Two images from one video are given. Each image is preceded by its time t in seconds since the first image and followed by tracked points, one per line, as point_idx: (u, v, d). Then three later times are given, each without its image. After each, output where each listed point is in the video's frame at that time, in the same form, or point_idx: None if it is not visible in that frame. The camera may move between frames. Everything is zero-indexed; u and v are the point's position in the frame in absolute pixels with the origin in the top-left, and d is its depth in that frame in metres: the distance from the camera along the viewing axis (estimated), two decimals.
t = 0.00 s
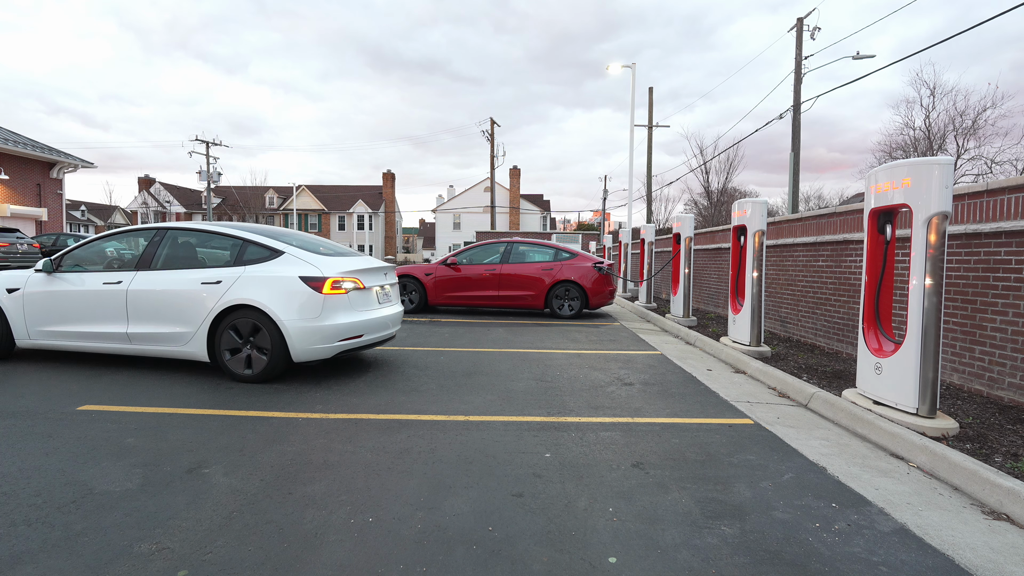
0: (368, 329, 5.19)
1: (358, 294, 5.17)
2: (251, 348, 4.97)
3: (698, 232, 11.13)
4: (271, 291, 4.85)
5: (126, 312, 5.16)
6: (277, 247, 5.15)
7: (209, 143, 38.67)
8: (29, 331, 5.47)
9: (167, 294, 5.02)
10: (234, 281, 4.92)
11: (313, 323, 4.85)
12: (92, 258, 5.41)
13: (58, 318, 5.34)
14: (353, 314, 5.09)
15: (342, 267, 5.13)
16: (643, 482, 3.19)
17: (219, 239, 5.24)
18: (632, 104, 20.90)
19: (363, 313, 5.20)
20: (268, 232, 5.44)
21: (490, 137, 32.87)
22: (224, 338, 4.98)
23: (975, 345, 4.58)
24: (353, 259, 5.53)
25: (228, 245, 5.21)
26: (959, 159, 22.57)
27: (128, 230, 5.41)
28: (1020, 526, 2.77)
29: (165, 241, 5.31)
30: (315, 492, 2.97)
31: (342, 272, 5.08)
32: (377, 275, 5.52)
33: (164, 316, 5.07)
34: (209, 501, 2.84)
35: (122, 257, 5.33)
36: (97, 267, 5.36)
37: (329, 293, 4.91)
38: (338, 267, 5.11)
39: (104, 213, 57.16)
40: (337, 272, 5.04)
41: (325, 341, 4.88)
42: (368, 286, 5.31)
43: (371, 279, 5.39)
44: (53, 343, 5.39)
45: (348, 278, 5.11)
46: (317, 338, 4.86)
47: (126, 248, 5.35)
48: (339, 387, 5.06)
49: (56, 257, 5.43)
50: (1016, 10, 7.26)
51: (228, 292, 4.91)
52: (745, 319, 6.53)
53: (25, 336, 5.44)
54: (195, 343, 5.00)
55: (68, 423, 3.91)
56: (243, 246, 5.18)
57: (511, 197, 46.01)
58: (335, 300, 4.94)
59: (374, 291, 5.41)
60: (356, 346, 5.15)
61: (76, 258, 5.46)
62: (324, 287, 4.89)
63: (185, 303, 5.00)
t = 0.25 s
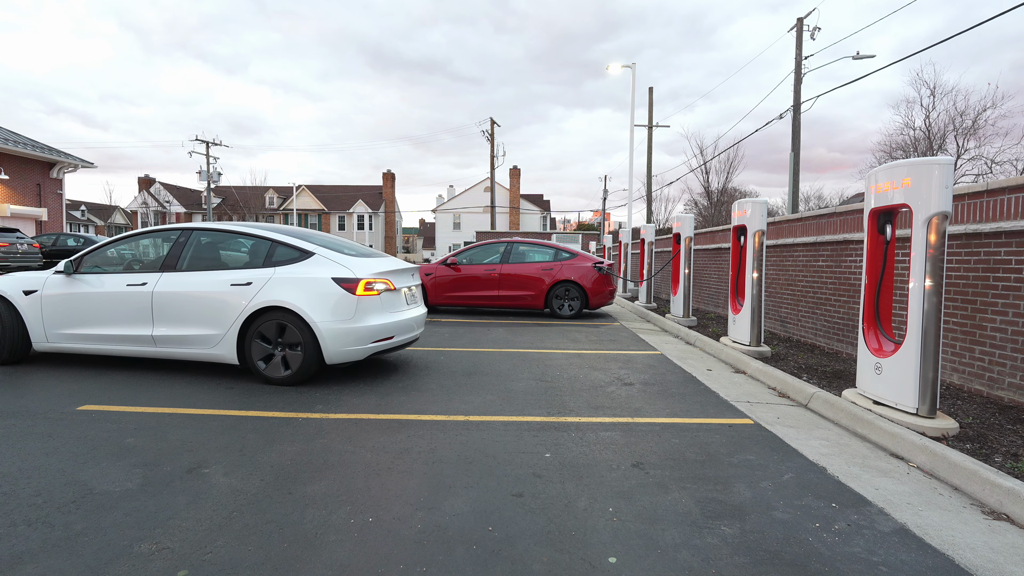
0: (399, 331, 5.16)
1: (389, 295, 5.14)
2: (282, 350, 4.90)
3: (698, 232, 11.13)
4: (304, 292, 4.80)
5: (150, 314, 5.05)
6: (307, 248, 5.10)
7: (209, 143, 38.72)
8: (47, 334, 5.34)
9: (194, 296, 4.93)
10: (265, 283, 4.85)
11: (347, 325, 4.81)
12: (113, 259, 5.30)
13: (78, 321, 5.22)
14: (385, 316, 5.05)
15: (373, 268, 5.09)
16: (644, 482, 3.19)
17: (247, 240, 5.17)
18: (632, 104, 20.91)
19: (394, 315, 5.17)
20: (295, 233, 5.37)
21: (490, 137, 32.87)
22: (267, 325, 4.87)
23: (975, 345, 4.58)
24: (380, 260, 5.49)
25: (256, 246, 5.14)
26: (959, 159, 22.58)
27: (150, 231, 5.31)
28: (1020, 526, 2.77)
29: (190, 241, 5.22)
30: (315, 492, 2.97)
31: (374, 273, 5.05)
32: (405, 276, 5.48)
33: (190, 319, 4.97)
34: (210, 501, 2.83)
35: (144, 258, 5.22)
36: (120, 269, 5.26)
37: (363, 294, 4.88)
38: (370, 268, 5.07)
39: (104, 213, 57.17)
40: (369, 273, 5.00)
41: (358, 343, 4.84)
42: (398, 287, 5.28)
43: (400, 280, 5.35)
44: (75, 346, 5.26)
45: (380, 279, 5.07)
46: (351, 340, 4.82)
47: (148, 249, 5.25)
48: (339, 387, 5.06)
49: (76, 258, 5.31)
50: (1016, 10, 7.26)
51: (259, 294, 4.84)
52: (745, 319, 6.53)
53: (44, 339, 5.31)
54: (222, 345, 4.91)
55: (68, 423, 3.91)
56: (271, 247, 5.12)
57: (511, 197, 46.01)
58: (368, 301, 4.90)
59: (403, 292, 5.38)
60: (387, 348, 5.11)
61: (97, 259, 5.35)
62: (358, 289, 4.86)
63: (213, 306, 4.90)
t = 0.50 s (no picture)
0: (426, 332, 5.16)
1: (417, 296, 5.14)
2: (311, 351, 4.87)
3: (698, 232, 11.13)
4: (334, 293, 4.77)
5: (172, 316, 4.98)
6: (334, 249, 5.08)
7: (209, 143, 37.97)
8: (65, 336, 5.24)
9: (219, 298, 4.88)
10: (293, 283, 4.81)
11: (376, 327, 4.79)
12: (134, 260, 5.20)
13: (98, 323, 5.13)
14: (413, 317, 5.04)
15: (401, 270, 5.08)
16: (644, 482, 3.19)
17: (272, 242, 5.12)
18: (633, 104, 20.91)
19: (421, 316, 5.16)
20: (320, 234, 5.35)
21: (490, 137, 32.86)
22: (314, 329, 4.80)
23: (975, 345, 4.58)
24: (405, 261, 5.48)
25: (282, 247, 5.11)
26: (959, 159, 22.58)
27: (174, 231, 5.26)
28: (1020, 526, 2.77)
29: (213, 243, 5.15)
30: (316, 492, 2.97)
31: (402, 274, 5.04)
32: (430, 276, 5.47)
33: (215, 321, 4.92)
34: (209, 501, 2.84)
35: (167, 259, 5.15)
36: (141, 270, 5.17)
37: (392, 295, 4.87)
38: (398, 270, 5.06)
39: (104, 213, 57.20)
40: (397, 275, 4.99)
41: (388, 345, 4.82)
42: (424, 288, 5.27)
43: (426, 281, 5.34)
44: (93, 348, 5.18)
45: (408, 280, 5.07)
46: (381, 342, 4.80)
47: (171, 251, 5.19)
48: (339, 387, 5.05)
49: (96, 259, 5.23)
50: (1016, 10, 7.26)
51: (287, 294, 4.79)
52: (745, 319, 6.53)
53: (61, 341, 5.22)
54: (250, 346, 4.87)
55: (68, 424, 3.90)
56: (298, 248, 5.09)
57: (511, 197, 45.99)
58: (397, 303, 4.89)
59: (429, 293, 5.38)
60: (415, 349, 5.10)
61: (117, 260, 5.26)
62: (387, 291, 4.85)
63: (241, 308, 4.86)
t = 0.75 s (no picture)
0: (451, 332, 5.18)
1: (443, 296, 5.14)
2: (339, 352, 4.85)
3: (698, 232, 11.14)
4: (363, 293, 4.75)
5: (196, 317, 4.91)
6: (360, 249, 5.06)
7: (209, 143, 38.44)
8: (83, 339, 5.15)
9: (244, 298, 4.83)
10: (320, 284, 4.78)
11: (405, 328, 4.79)
12: (155, 261, 5.13)
13: (118, 325, 5.03)
14: (439, 317, 5.06)
15: (427, 271, 5.08)
16: (644, 482, 3.19)
17: (297, 242, 5.08)
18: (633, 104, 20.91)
19: (447, 316, 5.18)
20: (344, 234, 5.31)
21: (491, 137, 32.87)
22: (352, 343, 4.81)
23: (975, 345, 4.58)
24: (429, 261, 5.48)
25: (306, 248, 5.06)
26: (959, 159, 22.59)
27: (194, 232, 5.19)
28: (1020, 526, 2.77)
29: (236, 243, 5.09)
30: (316, 492, 2.97)
31: (429, 275, 5.04)
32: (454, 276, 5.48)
33: (240, 322, 4.87)
34: (209, 501, 2.84)
35: (189, 260, 5.09)
36: (163, 271, 5.10)
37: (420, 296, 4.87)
38: (424, 270, 5.06)
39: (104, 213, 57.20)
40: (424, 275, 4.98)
41: (416, 345, 4.84)
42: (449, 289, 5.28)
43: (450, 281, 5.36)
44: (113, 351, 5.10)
45: (434, 280, 5.07)
46: (410, 342, 4.81)
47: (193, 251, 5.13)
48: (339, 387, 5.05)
49: (115, 261, 5.15)
50: (1016, 10, 7.26)
51: (315, 294, 4.76)
52: (745, 319, 6.53)
53: (79, 344, 5.13)
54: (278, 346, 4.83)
55: (68, 423, 3.90)
56: (323, 248, 5.06)
57: (511, 197, 45.99)
58: (425, 304, 4.89)
59: (453, 293, 5.39)
60: (440, 349, 5.12)
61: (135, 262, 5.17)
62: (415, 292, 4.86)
63: (267, 309, 4.80)
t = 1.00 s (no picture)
0: (477, 332, 5.20)
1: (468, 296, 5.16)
2: (366, 353, 4.84)
3: (698, 232, 11.14)
4: (391, 294, 4.76)
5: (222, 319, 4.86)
6: (385, 250, 5.06)
7: (209, 143, 38.71)
8: (103, 342, 5.05)
9: (271, 300, 4.79)
10: (347, 285, 4.77)
11: (434, 328, 4.81)
12: (177, 261, 5.07)
13: (140, 327, 4.96)
14: (465, 318, 5.08)
15: (452, 271, 5.10)
16: (644, 482, 3.19)
17: (321, 243, 5.04)
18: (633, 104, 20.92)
19: (472, 316, 5.20)
20: (368, 234, 5.30)
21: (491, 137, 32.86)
22: (382, 351, 4.80)
23: (975, 345, 4.58)
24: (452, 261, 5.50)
25: (331, 248, 5.04)
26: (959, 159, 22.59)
27: (216, 232, 5.13)
28: (1020, 526, 2.76)
29: (260, 244, 5.05)
30: (316, 492, 2.97)
31: (455, 275, 5.06)
32: (476, 276, 5.50)
33: (266, 324, 4.83)
34: (210, 501, 2.84)
35: (213, 262, 5.03)
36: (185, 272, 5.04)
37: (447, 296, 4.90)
38: (449, 271, 5.08)
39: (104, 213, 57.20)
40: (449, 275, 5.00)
41: (444, 345, 4.85)
42: (473, 289, 5.31)
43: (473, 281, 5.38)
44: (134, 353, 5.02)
45: (460, 280, 5.09)
46: (438, 343, 4.83)
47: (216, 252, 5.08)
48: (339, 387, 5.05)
49: (136, 261, 5.06)
50: (1016, 10, 7.26)
51: (343, 295, 4.74)
52: (745, 319, 6.53)
53: (100, 347, 5.04)
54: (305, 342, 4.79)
55: (68, 423, 3.91)
56: (348, 249, 5.04)
57: (511, 196, 45.99)
58: (452, 304, 4.91)
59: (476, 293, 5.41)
60: (466, 349, 5.14)
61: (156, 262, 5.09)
62: (443, 292, 4.88)
63: (292, 310, 4.77)
